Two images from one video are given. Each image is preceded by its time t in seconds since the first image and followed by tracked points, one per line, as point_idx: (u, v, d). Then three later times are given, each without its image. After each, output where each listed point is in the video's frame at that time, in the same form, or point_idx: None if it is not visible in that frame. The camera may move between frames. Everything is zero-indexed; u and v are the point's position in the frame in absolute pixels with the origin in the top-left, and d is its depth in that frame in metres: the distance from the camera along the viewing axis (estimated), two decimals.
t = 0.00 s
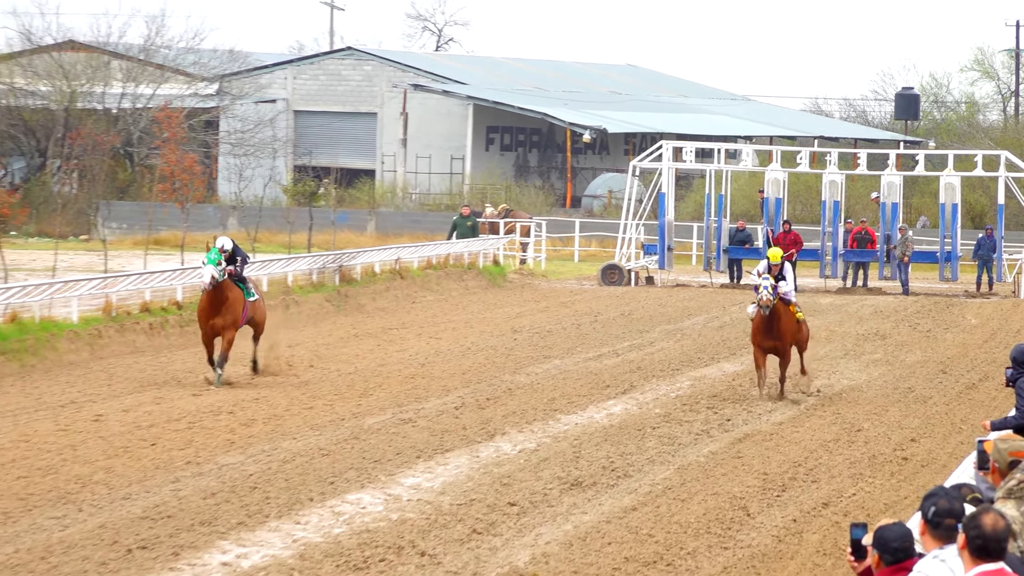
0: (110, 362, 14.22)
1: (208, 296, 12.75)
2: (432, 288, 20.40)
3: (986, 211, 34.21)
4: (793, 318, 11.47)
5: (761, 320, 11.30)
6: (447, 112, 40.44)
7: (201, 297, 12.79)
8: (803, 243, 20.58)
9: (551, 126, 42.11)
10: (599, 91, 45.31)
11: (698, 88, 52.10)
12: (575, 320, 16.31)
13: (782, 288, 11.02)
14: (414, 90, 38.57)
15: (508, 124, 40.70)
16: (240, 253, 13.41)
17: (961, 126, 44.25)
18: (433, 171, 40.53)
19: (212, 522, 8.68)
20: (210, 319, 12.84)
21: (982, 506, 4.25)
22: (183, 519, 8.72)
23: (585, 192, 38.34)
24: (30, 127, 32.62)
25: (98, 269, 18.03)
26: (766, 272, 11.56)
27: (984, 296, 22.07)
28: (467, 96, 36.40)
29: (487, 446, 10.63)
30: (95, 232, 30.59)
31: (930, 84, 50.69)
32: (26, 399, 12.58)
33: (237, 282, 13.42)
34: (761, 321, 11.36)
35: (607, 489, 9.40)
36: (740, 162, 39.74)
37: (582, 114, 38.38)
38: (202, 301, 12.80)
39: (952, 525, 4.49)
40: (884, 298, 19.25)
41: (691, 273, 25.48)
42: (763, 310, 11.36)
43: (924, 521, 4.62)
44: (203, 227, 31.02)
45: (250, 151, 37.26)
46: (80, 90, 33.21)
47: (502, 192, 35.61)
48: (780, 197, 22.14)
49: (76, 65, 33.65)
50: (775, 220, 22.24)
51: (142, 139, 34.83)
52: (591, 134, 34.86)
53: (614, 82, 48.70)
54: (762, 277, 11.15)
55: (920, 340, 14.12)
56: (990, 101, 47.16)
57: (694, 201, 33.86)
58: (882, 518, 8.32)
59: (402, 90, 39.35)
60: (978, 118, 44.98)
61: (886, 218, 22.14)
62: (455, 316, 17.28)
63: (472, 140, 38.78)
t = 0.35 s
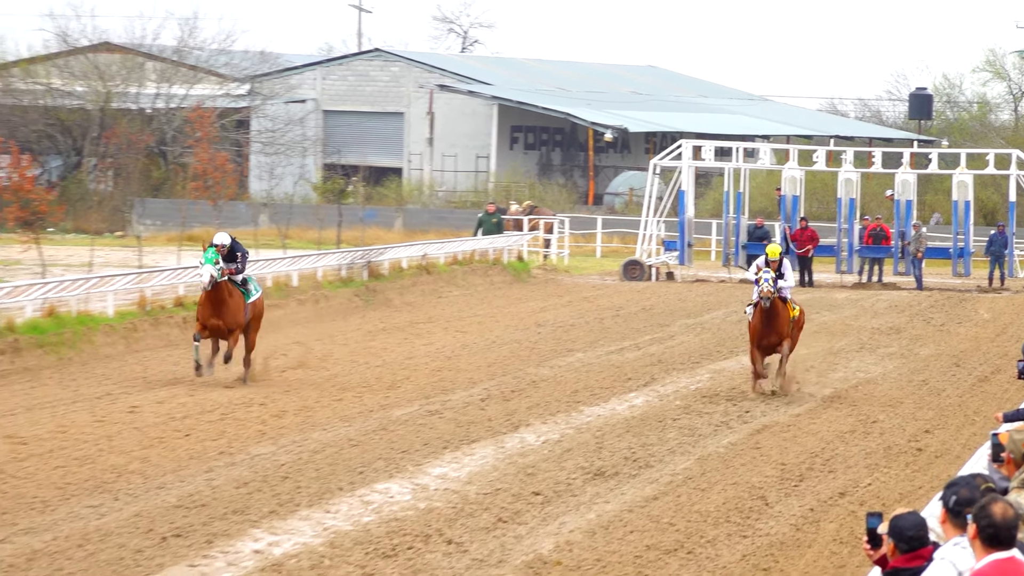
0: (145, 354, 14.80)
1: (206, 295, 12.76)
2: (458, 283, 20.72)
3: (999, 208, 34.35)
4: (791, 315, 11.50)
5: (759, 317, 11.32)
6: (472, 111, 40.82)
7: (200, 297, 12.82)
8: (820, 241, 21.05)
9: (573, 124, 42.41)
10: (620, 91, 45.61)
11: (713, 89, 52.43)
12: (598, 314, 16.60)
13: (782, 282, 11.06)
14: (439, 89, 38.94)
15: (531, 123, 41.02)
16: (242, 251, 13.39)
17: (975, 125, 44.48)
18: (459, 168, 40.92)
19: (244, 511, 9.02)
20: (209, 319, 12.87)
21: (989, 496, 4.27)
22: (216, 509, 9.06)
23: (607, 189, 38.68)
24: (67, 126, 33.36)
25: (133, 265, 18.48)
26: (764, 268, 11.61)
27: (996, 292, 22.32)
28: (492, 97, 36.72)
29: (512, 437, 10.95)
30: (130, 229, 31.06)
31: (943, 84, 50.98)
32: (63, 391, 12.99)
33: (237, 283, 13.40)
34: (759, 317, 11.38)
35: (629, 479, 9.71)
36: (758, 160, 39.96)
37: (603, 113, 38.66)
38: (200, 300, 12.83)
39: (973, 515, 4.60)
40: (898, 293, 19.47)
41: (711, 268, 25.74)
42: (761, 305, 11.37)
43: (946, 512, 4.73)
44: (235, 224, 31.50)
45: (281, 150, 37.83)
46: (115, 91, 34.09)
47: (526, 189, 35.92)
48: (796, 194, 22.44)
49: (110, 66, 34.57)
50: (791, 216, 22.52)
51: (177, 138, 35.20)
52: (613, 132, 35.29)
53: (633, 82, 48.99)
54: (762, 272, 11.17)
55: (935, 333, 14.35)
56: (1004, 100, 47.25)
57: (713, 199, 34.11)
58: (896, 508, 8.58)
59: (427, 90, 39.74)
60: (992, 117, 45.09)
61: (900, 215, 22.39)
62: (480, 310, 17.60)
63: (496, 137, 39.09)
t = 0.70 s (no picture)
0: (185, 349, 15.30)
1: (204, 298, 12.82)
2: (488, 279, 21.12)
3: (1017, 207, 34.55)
4: (788, 317, 11.64)
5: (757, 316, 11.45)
6: (503, 112, 41.29)
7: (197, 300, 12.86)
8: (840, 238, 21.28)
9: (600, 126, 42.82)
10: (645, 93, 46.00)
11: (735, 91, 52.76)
12: (624, 309, 16.95)
13: (779, 285, 11.21)
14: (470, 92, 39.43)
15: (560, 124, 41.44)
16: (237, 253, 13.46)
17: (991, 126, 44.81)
18: (489, 168, 41.40)
19: (282, 499, 9.37)
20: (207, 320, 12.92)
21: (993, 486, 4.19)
22: (255, 497, 9.40)
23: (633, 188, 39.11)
24: (110, 127, 34.07)
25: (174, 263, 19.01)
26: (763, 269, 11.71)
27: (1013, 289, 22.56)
28: (522, 99, 37.16)
29: (541, 429, 11.33)
30: (171, 227, 31.62)
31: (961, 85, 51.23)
32: (107, 384, 13.46)
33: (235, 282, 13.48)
34: (757, 317, 11.52)
35: (655, 469, 10.06)
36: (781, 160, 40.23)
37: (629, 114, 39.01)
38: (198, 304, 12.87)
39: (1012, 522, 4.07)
40: (916, 289, 19.73)
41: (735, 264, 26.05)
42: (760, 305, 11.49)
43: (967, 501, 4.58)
44: (273, 222, 32.03)
45: (318, 150, 38.41)
46: (157, 93, 35.01)
47: (555, 188, 36.31)
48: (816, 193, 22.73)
49: (153, 68, 35.58)
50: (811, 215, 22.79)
51: (216, 138, 35.79)
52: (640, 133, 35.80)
53: (657, 83, 49.39)
54: (760, 274, 11.31)
55: (952, 328, 14.62)
56: None
57: (735, 197, 34.42)
58: (914, 497, 8.89)
59: (458, 93, 40.25)
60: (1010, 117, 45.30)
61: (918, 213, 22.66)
62: (509, 305, 17.97)
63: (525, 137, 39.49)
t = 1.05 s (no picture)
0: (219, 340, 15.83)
1: (207, 297, 12.83)
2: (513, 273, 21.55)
3: None
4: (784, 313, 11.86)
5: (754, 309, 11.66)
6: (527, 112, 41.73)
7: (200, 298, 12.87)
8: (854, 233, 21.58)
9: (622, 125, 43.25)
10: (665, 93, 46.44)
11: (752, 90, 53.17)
12: (644, 302, 17.35)
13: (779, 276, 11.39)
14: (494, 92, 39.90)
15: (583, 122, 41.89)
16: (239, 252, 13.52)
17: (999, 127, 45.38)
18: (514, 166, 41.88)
19: (313, 485, 9.82)
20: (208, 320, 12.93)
21: (996, 474, 4.29)
22: (287, 483, 9.85)
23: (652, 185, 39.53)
24: (148, 125, 34.63)
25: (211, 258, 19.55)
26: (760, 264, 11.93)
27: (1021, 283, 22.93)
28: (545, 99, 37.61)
29: (565, 417, 11.75)
30: (206, 222, 32.19)
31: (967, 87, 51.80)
32: (146, 374, 13.98)
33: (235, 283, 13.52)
34: (755, 312, 11.72)
35: (675, 456, 10.47)
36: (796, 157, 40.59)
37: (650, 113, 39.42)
38: (201, 301, 12.88)
39: None
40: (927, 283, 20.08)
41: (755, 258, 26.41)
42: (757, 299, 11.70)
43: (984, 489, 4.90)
44: (305, 217, 32.52)
45: (349, 148, 39.03)
46: (193, 92, 35.66)
47: (577, 184, 36.72)
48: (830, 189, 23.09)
49: (189, 69, 36.33)
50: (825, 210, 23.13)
51: (251, 137, 36.40)
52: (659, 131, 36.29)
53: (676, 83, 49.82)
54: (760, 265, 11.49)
55: (962, 320, 14.96)
56: None
57: (752, 194, 34.83)
58: (924, 484, 9.25)
59: (483, 93, 40.72)
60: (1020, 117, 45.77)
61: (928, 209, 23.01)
62: (533, 298, 18.40)
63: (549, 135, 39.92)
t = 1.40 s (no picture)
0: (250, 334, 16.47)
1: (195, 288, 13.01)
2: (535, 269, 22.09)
3: None
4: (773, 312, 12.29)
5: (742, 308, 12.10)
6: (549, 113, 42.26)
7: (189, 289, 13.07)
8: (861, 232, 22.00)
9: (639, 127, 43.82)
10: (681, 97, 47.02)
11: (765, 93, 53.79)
12: (661, 297, 17.87)
13: (765, 277, 11.88)
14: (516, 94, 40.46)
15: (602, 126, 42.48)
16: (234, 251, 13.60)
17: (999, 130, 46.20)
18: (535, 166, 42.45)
19: (343, 472, 10.37)
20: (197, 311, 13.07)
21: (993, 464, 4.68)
22: (319, 470, 10.42)
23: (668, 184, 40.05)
24: (185, 127, 35.43)
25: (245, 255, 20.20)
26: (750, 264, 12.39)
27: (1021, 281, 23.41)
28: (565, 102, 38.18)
29: (584, 408, 12.27)
30: (241, 221, 32.89)
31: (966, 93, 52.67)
32: (182, 366, 14.61)
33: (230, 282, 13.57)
34: (742, 310, 12.18)
35: (690, 445, 10.96)
36: (804, 158, 41.14)
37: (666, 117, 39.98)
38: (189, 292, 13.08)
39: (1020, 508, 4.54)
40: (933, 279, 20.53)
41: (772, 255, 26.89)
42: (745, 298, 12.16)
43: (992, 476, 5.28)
44: (335, 216, 33.13)
45: (377, 150, 39.78)
46: (228, 96, 36.55)
47: (596, 185, 37.28)
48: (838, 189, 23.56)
49: (224, 74, 37.32)
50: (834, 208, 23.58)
51: (283, 139, 37.16)
52: (676, 134, 36.87)
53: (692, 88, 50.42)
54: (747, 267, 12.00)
55: (965, 315, 15.41)
56: None
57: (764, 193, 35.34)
58: (927, 472, 9.71)
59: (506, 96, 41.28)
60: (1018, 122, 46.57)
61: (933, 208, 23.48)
62: (557, 293, 18.90)
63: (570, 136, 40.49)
